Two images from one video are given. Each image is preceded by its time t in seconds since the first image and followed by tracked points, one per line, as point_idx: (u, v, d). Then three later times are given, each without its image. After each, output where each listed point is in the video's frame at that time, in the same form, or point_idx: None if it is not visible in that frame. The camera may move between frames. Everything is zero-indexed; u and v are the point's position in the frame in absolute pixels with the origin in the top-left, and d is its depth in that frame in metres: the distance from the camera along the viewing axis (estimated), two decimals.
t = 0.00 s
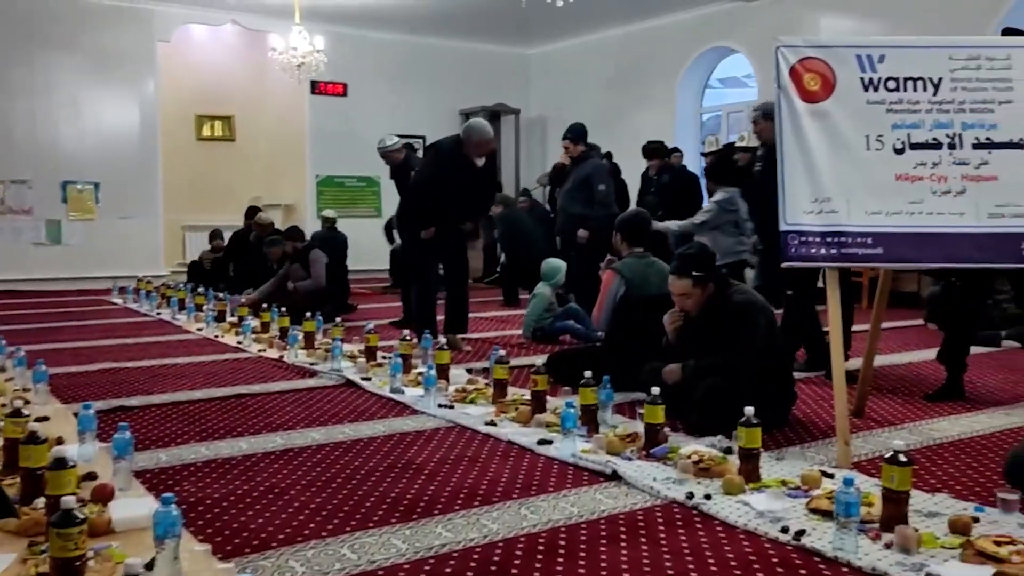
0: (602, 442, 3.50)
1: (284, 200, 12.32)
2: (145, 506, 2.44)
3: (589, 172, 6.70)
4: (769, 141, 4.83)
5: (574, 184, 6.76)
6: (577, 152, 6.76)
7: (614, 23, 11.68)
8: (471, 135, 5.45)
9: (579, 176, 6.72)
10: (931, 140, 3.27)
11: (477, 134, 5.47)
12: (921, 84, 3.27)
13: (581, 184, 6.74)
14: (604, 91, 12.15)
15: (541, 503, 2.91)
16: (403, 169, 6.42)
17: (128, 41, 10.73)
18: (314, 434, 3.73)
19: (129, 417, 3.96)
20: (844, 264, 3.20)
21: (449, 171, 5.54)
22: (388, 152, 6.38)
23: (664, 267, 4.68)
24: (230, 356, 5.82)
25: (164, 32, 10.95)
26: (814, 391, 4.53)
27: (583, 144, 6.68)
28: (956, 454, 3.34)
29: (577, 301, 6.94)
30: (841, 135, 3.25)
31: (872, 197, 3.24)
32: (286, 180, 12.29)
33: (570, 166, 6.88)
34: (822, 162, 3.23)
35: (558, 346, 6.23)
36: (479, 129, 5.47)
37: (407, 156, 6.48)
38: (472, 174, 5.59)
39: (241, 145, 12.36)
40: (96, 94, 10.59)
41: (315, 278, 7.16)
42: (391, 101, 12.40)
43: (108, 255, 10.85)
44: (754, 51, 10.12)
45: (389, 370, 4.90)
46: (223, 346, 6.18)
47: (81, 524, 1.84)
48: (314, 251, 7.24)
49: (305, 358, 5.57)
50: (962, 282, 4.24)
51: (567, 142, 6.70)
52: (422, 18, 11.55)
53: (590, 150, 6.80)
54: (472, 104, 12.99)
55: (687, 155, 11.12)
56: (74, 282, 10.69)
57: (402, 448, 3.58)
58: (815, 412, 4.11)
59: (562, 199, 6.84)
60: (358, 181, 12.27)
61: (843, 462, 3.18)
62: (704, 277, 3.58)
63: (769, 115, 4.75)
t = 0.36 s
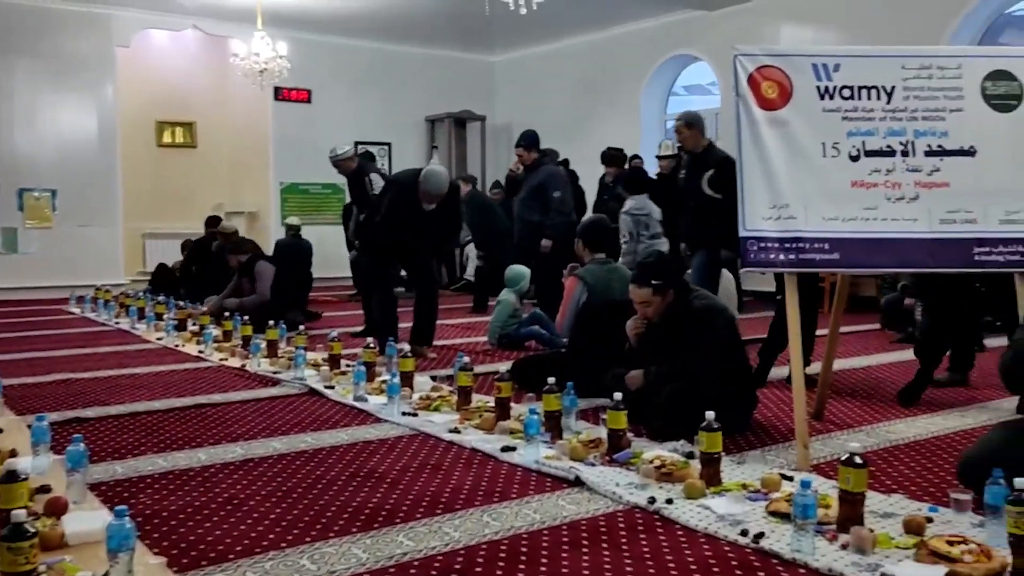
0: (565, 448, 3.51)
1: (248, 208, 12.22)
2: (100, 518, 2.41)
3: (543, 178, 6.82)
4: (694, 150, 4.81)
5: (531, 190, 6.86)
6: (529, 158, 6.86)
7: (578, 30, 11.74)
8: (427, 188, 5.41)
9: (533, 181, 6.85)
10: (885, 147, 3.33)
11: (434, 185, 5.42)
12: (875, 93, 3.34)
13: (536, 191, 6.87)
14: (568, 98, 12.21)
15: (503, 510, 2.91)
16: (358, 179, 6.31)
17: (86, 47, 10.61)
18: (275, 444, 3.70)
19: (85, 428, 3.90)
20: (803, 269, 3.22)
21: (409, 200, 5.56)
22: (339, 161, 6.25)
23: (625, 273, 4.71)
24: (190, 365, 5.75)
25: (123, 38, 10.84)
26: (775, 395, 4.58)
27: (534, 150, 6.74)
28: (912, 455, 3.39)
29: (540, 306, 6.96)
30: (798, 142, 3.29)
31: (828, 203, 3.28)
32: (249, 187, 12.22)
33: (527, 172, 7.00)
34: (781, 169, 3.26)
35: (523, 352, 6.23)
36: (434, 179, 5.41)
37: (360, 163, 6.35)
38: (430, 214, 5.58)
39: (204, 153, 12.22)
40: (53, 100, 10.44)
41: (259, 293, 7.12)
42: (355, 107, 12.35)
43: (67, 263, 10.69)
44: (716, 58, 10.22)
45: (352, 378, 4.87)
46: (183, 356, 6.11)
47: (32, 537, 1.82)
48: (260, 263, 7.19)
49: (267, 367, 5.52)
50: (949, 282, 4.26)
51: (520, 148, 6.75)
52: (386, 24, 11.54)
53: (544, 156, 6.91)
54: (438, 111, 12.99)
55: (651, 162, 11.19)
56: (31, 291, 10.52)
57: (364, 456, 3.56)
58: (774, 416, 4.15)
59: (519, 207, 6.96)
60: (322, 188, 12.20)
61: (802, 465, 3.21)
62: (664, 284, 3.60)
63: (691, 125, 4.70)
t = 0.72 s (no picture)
0: (523, 453, 3.50)
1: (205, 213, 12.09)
2: (47, 531, 2.37)
3: (475, 184, 6.74)
4: (606, 155, 5.35)
5: (465, 197, 6.73)
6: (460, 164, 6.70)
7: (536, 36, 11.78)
8: (374, 245, 5.40)
9: (466, 188, 6.74)
10: (836, 152, 3.39)
11: (382, 241, 5.39)
12: (826, 100, 3.40)
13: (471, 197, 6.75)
14: (528, 104, 12.24)
15: (461, 516, 2.90)
16: (309, 184, 6.08)
17: (35, 49, 10.44)
18: (230, 453, 3.65)
19: (34, 440, 3.83)
20: (758, 273, 3.25)
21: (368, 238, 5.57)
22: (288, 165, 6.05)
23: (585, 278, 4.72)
24: (144, 374, 5.67)
25: (74, 41, 10.69)
26: (732, 397, 4.62)
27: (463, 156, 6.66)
28: (865, 455, 3.44)
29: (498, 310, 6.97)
30: (751, 148, 3.33)
31: (781, 207, 3.32)
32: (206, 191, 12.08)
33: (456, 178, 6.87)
34: (735, 174, 3.29)
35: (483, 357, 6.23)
36: (383, 238, 5.37)
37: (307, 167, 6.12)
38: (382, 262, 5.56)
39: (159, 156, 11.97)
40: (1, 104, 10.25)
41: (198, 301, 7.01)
42: (314, 112, 12.28)
43: (17, 270, 10.49)
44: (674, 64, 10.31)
45: (310, 386, 4.83)
46: (137, 364, 6.02)
47: None
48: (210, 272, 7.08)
49: (224, 375, 5.45)
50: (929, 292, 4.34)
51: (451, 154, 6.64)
52: (345, 28, 11.49)
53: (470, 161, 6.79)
54: (398, 116, 12.95)
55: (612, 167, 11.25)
56: None
57: (321, 464, 3.53)
58: (732, 418, 4.19)
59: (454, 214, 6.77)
60: (281, 194, 12.10)
61: (757, 467, 3.25)
62: (621, 290, 3.60)
63: (604, 133, 5.24)
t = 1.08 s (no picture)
0: (492, 455, 3.50)
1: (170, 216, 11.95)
2: (4, 539, 2.34)
3: (424, 182, 6.74)
4: (536, 159, 6.03)
5: (416, 195, 6.69)
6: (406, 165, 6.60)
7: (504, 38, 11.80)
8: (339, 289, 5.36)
9: (414, 187, 6.72)
10: (800, 155, 3.42)
11: (346, 286, 5.34)
12: (789, 102, 3.44)
13: (422, 193, 6.72)
14: (497, 105, 12.25)
15: (428, 519, 2.89)
16: (278, 187, 6.33)
17: None
18: (195, 458, 3.62)
19: None
20: (723, 274, 3.26)
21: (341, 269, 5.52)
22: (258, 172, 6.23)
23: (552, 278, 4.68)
24: (107, 379, 5.60)
25: (35, 42, 10.53)
26: (699, 397, 4.66)
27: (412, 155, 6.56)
28: (829, 454, 3.48)
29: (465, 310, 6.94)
30: (717, 149, 3.35)
31: (746, 209, 3.34)
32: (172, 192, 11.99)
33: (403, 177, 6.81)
34: (700, 176, 3.31)
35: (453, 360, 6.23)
36: (347, 283, 5.32)
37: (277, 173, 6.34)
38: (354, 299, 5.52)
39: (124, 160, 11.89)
40: None
41: (170, 303, 6.96)
42: (281, 114, 12.20)
43: None
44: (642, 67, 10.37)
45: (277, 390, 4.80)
46: (100, 369, 5.94)
47: None
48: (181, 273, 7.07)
49: (189, 379, 5.40)
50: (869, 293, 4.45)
51: (399, 155, 6.52)
52: (312, 30, 11.42)
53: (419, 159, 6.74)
54: (366, 118, 12.92)
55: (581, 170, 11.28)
56: None
57: (288, 468, 3.51)
58: (699, 419, 4.22)
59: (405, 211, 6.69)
60: (248, 196, 12.00)
61: (724, 466, 3.27)
62: (596, 278, 3.62)
63: (534, 140, 5.90)
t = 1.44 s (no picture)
0: (454, 456, 3.48)
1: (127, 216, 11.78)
2: None
3: (379, 182, 6.65)
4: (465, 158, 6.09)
5: (369, 195, 6.61)
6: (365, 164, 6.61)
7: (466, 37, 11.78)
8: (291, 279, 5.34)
9: (368, 187, 6.64)
10: (759, 155, 3.45)
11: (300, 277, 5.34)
12: (748, 103, 3.47)
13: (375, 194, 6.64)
14: (459, 104, 12.23)
15: (389, 521, 2.87)
16: (246, 222, 6.10)
17: None
18: (150, 462, 3.57)
19: None
20: (684, 273, 3.27)
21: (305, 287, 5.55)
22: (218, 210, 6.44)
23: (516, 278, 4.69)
24: (62, 381, 5.50)
25: None
26: (660, 396, 4.69)
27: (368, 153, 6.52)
28: (788, 451, 3.51)
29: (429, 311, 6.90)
30: (677, 149, 3.37)
31: (706, 209, 3.36)
32: (128, 192, 11.79)
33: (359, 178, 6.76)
34: (660, 176, 3.32)
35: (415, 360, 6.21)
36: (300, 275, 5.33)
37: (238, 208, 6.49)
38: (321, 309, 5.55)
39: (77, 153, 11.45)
40: None
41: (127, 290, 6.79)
42: (241, 113, 12.08)
43: None
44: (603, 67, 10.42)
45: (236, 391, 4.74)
46: (54, 372, 5.84)
47: None
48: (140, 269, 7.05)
49: (146, 381, 5.32)
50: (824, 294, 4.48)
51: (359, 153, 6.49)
52: (272, 27, 11.33)
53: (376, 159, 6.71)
54: (328, 116, 12.85)
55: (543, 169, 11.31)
56: None
57: (246, 471, 3.47)
58: (661, 417, 4.23)
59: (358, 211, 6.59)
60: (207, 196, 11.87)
61: (684, 464, 3.29)
62: (567, 268, 3.62)
63: (461, 139, 5.95)
